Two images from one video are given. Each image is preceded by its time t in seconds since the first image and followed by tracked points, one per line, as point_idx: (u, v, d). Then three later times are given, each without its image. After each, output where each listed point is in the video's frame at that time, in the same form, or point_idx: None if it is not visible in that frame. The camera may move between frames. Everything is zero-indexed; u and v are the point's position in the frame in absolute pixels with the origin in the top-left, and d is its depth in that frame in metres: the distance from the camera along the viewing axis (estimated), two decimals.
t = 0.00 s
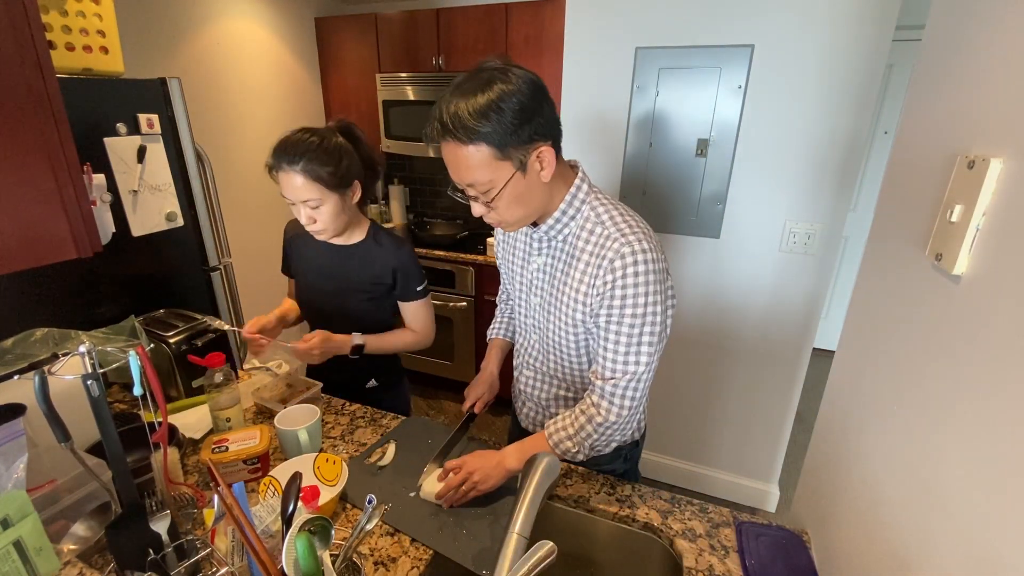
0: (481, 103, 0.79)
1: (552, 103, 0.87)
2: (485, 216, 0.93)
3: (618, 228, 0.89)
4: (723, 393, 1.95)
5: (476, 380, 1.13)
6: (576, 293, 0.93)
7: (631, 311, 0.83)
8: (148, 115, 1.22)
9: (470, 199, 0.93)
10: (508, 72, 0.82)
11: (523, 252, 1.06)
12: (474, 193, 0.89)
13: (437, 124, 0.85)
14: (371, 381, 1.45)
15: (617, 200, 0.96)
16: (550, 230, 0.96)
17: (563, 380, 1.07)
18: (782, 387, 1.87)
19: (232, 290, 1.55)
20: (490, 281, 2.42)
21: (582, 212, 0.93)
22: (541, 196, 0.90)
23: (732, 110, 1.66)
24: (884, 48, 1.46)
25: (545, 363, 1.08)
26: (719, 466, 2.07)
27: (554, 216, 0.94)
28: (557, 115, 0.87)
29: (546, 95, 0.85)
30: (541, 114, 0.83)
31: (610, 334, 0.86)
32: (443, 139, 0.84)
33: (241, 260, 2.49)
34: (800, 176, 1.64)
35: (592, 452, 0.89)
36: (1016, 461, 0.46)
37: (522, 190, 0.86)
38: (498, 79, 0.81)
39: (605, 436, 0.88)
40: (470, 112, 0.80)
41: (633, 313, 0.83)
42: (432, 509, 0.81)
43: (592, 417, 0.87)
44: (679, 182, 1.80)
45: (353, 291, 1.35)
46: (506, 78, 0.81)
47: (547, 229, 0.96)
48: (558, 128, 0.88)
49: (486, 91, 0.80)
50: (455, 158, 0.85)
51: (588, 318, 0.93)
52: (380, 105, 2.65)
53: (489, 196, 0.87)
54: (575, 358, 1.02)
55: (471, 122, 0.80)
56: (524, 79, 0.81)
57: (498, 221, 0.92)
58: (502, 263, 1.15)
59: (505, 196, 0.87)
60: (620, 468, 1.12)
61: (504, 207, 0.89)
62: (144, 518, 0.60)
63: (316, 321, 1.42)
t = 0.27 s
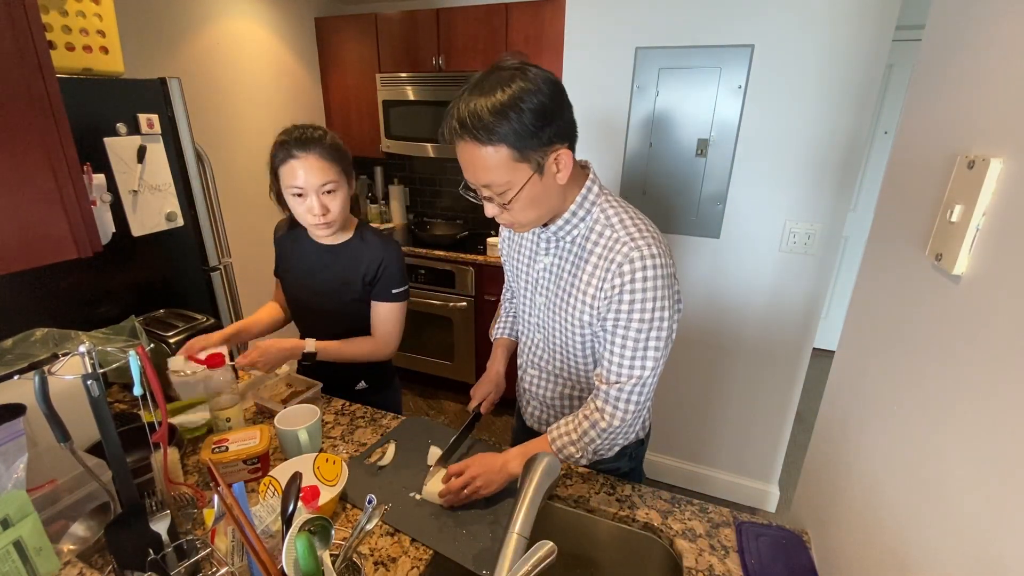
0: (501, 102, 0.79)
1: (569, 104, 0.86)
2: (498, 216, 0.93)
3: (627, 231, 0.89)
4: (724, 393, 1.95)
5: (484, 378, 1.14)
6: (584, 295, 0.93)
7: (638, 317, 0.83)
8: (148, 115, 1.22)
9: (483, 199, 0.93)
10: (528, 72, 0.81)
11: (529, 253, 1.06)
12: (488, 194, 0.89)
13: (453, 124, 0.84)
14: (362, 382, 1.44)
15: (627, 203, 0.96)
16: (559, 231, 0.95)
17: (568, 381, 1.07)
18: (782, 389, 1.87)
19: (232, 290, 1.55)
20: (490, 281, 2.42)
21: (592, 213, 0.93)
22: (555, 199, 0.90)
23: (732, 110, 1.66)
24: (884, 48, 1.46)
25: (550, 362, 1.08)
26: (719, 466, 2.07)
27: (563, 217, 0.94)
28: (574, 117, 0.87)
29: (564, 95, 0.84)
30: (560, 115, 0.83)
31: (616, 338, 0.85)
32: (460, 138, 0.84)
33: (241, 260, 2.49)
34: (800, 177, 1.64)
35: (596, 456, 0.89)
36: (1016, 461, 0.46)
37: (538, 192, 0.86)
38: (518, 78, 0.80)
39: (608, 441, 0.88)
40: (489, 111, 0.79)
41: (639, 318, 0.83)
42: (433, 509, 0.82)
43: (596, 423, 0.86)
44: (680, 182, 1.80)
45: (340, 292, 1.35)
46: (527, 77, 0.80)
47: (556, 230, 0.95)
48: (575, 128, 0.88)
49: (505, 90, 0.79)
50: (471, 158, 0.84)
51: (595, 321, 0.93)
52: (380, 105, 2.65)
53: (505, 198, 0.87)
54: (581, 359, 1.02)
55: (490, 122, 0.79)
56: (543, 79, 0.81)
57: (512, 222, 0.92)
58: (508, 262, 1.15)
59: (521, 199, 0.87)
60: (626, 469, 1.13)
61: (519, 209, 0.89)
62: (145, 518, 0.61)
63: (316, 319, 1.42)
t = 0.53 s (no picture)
0: (498, 90, 0.80)
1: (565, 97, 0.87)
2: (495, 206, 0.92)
3: (627, 219, 0.90)
4: (724, 393, 1.95)
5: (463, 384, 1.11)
6: (588, 285, 0.93)
7: (649, 301, 0.83)
8: (148, 115, 1.21)
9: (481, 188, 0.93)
10: (525, 63, 0.82)
11: (529, 246, 1.05)
12: (486, 180, 0.88)
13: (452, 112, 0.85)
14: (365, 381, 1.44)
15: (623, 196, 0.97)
16: (559, 223, 0.95)
17: (570, 375, 1.06)
18: (782, 389, 1.87)
19: (232, 290, 1.55)
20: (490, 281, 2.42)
21: (590, 204, 0.94)
22: (552, 187, 0.90)
23: (732, 110, 1.66)
24: (884, 48, 1.46)
25: (552, 357, 1.07)
26: (719, 466, 2.07)
27: (563, 207, 0.94)
28: (569, 109, 0.87)
29: (559, 87, 0.85)
30: (555, 105, 0.83)
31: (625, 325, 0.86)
32: (459, 126, 0.85)
33: (241, 261, 2.49)
34: (800, 176, 1.64)
35: (611, 445, 0.89)
36: (1017, 462, 0.46)
37: (535, 178, 0.86)
38: (515, 68, 0.81)
39: (623, 430, 0.87)
40: (486, 98, 0.80)
41: (650, 302, 0.83)
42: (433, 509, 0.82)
43: (609, 410, 0.86)
44: (680, 181, 1.80)
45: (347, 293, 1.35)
46: (523, 69, 0.81)
47: (556, 221, 0.95)
48: (569, 121, 0.89)
49: (502, 78, 0.80)
50: (469, 144, 0.85)
51: (601, 311, 0.93)
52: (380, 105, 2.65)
53: (503, 183, 0.87)
54: (585, 352, 1.01)
55: (487, 109, 0.80)
56: (539, 71, 0.81)
57: (509, 211, 0.92)
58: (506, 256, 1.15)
59: (517, 185, 0.86)
60: (621, 467, 1.12)
61: (515, 195, 0.88)
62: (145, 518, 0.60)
63: (317, 319, 1.42)
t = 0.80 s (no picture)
0: (506, 96, 0.79)
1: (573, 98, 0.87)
2: (505, 211, 0.92)
3: (636, 224, 0.90)
4: (725, 393, 1.95)
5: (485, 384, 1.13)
6: (594, 291, 0.93)
7: (654, 309, 0.83)
8: (148, 115, 1.21)
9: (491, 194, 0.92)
10: (532, 67, 0.82)
11: (537, 247, 1.06)
12: (496, 188, 0.88)
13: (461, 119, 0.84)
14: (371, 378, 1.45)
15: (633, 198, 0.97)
16: (567, 225, 0.95)
17: (576, 379, 1.07)
18: (781, 389, 1.87)
19: (232, 290, 1.55)
20: (490, 281, 2.42)
21: (599, 206, 0.94)
22: (562, 190, 0.90)
23: (732, 111, 1.66)
24: (885, 48, 1.46)
25: (558, 360, 1.08)
26: (719, 466, 2.07)
27: (570, 212, 0.94)
28: (577, 109, 0.87)
29: (567, 89, 0.85)
30: (564, 107, 0.83)
31: (633, 329, 0.86)
32: (466, 134, 0.84)
33: (241, 261, 2.48)
34: (800, 176, 1.64)
35: (614, 452, 0.89)
36: (1016, 463, 0.45)
37: (545, 183, 0.86)
38: (522, 73, 0.81)
39: (624, 437, 0.87)
40: (494, 105, 0.79)
41: (656, 311, 0.83)
42: (433, 510, 0.82)
43: (612, 419, 0.86)
44: (680, 182, 1.80)
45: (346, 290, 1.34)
46: (529, 73, 0.81)
47: (563, 224, 0.95)
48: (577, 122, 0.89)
49: (509, 83, 0.80)
50: (479, 151, 0.84)
51: (607, 317, 0.93)
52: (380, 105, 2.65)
53: (513, 189, 0.87)
54: (591, 356, 1.02)
55: (495, 115, 0.79)
56: (545, 75, 0.81)
57: (520, 216, 0.92)
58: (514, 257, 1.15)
59: (528, 192, 0.86)
60: (631, 467, 1.12)
61: (526, 201, 0.88)
62: (144, 518, 0.60)
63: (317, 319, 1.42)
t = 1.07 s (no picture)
0: (504, 98, 0.79)
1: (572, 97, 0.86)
2: (507, 214, 0.93)
3: (638, 226, 0.90)
4: (725, 393, 1.95)
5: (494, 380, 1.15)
6: (597, 293, 0.93)
7: (657, 312, 0.83)
8: (149, 115, 1.21)
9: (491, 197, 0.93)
10: (529, 67, 0.82)
11: (538, 250, 1.06)
12: (496, 191, 0.88)
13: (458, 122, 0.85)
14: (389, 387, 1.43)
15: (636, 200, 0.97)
16: (568, 227, 0.95)
17: (578, 382, 1.07)
18: (781, 390, 1.87)
19: (232, 290, 1.55)
20: (490, 281, 2.42)
21: (602, 208, 0.94)
22: (564, 192, 0.90)
23: (732, 111, 1.66)
24: (884, 48, 1.46)
25: (559, 363, 1.08)
26: (719, 466, 2.07)
27: (573, 213, 0.94)
28: (577, 108, 0.87)
29: (567, 88, 0.84)
30: (563, 108, 0.83)
31: (636, 331, 0.86)
32: (465, 137, 0.84)
33: (241, 260, 2.48)
34: (800, 175, 1.64)
35: (616, 455, 0.89)
36: (1016, 463, 0.46)
37: (547, 186, 0.86)
38: (519, 73, 0.81)
39: (626, 439, 0.87)
40: (493, 108, 0.79)
41: (659, 313, 0.83)
42: (433, 510, 0.82)
43: (613, 421, 0.86)
44: (680, 182, 1.80)
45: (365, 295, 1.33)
46: (528, 74, 0.81)
47: (564, 226, 0.95)
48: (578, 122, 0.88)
49: (507, 85, 0.80)
50: (477, 155, 0.84)
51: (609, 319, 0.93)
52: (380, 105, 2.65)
53: (514, 193, 0.87)
54: (592, 358, 1.02)
55: (494, 118, 0.79)
56: (543, 74, 0.81)
57: (521, 219, 0.92)
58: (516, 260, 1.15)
59: (529, 196, 0.87)
60: (632, 471, 1.12)
61: (527, 204, 0.88)
62: (144, 518, 0.60)
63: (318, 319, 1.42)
